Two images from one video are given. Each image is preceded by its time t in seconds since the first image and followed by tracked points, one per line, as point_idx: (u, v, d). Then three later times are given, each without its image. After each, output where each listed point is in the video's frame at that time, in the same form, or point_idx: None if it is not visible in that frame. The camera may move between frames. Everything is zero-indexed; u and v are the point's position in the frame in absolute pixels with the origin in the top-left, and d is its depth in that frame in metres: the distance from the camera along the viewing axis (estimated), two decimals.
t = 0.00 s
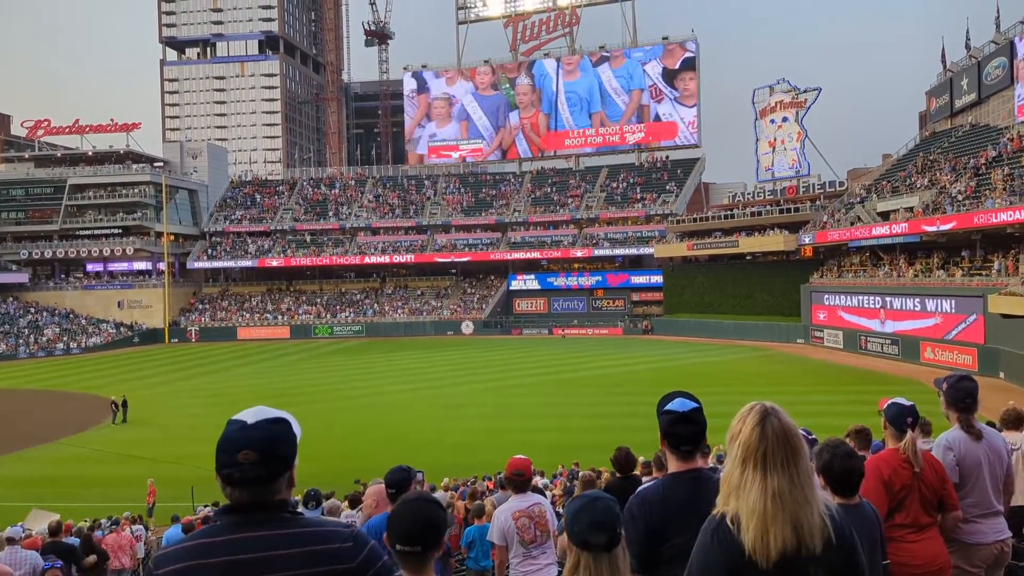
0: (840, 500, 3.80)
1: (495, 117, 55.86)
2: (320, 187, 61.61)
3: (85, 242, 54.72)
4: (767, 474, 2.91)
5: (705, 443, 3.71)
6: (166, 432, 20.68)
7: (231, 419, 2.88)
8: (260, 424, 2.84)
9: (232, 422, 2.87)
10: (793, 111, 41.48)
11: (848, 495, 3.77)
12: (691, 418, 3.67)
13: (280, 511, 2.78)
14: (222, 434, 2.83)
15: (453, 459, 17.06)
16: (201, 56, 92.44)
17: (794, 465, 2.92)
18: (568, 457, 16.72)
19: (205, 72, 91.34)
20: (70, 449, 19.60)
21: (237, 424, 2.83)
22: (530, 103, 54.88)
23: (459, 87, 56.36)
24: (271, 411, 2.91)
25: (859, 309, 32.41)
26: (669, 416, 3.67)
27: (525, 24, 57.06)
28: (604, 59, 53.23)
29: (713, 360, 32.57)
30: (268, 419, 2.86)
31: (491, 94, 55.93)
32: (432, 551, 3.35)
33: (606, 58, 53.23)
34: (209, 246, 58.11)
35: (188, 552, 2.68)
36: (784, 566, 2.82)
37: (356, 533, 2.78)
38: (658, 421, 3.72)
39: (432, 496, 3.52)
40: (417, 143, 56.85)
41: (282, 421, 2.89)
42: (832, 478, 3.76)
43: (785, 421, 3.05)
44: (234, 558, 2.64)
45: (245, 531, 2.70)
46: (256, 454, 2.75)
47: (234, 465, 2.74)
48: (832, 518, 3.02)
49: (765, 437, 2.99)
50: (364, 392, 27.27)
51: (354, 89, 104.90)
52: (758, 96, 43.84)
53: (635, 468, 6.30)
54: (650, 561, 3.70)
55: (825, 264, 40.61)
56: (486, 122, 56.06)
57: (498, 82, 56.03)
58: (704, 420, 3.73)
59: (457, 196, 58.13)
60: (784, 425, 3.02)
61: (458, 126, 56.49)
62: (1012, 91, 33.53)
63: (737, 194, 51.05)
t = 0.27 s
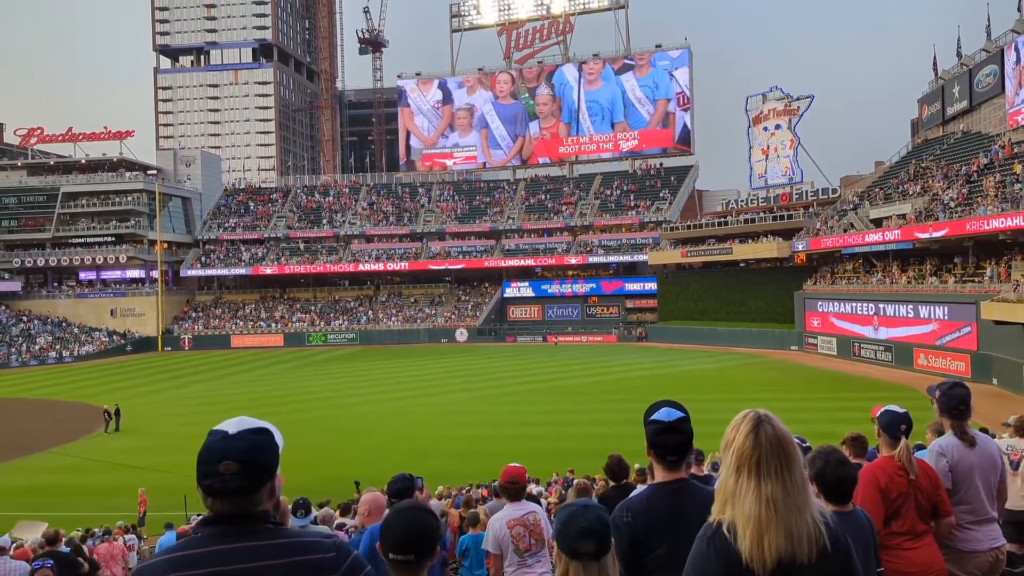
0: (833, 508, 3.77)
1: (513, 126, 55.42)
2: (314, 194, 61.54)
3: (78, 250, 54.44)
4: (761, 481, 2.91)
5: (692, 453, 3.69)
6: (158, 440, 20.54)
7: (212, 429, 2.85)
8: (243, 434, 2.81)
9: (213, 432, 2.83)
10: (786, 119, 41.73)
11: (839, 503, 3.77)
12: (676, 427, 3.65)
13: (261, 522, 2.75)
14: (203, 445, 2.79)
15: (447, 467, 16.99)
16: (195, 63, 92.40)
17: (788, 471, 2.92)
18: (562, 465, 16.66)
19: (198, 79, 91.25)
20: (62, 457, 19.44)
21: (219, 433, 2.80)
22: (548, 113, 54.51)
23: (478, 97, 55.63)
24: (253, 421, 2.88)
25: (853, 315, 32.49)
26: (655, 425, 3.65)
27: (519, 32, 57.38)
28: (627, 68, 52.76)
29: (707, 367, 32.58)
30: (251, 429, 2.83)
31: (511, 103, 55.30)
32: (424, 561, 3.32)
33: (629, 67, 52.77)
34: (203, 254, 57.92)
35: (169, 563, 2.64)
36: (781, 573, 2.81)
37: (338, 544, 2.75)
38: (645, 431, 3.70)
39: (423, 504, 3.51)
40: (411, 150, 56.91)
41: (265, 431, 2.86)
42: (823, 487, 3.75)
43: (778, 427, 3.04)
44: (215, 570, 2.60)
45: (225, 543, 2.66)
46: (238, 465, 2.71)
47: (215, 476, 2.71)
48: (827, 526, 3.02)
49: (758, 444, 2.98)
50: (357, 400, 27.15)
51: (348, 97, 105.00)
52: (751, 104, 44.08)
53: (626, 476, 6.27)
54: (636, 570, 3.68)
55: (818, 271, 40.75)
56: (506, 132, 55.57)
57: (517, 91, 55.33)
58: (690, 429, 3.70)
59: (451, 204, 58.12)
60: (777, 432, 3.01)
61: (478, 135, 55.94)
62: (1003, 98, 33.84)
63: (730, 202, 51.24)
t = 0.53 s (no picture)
0: (827, 515, 3.76)
1: (527, 132, 55.20)
2: (308, 202, 61.51)
3: (71, 258, 54.20)
4: (754, 486, 2.90)
5: (685, 460, 3.68)
6: (151, 449, 20.40)
7: (195, 438, 2.83)
8: (226, 443, 2.79)
9: (197, 441, 2.81)
10: (779, 126, 41.96)
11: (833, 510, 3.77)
12: (668, 436, 3.65)
13: (246, 530, 2.72)
14: (187, 454, 2.78)
15: (441, 475, 16.93)
16: (189, 71, 92.32)
17: (781, 476, 2.91)
18: (557, 472, 16.63)
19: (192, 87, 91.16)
20: (53, 466, 19.29)
21: (203, 442, 2.78)
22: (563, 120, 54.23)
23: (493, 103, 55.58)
24: (237, 429, 2.86)
25: (847, 322, 32.58)
26: (648, 434, 3.65)
27: (513, 40, 57.33)
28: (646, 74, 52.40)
29: (702, 374, 32.60)
30: (235, 437, 2.81)
31: (526, 108, 55.13)
32: (417, 570, 3.31)
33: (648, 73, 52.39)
34: (196, 262, 57.75)
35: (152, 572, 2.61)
36: None
37: (323, 551, 2.72)
38: (638, 439, 3.70)
39: (417, 513, 3.51)
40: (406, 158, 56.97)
41: (249, 439, 2.84)
42: (816, 493, 3.75)
43: (771, 433, 3.03)
44: None
45: (208, 552, 2.63)
46: (222, 472, 2.70)
47: (199, 484, 2.68)
48: (820, 530, 3.02)
49: (752, 449, 2.97)
50: (351, 407, 27.04)
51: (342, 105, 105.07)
52: (744, 111, 44.29)
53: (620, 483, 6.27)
54: None
55: (812, 278, 40.89)
56: (521, 137, 55.42)
57: (531, 96, 55.12)
58: (684, 437, 3.70)
59: (445, 211, 58.12)
60: (770, 437, 3.01)
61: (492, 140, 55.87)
62: (994, 106, 34.10)
63: (724, 208, 51.40)
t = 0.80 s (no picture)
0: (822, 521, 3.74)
1: (542, 136, 55.06)
2: (303, 209, 61.48)
3: (65, 265, 53.97)
4: (751, 493, 2.89)
5: (689, 465, 3.66)
6: (144, 456, 20.27)
7: (184, 444, 2.81)
8: (215, 448, 2.77)
9: (186, 446, 2.79)
10: (773, 133, 42.16)
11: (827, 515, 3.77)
12: (673, 440, 3.64)
13: (236, 536, 2.71)
14: (175, 459, 2.75)
15: (437, 482, 16.87)
16: (183, 78, 92.23)
17: (777, 482, 2.90)
18: (553, 478, 16.58)
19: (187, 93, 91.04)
20: (47, 474, 19.15)
21: (191, 448, 2.76)
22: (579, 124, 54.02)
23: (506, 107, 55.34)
24: (226, 434, 2.85)
25: (840, 328, 32.68)
26: (653, 438, 3.64)
27: (507, 47, 57.52)
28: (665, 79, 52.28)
29: (696, 380, 32.61)
30: (224, 442, 2.79)
31: (540, 113, 55.06)
32: None
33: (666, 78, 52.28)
34: (191, 268, 57.60)
35: None
36: None
37: (313, 558, 2.69)
38: (642, 443, 3.69)
39: (412, 519, 3.56)
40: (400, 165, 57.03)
41: (238, 445, 2.82)
42: (809, 498, 3.75)
43: (766, 438, 3.04)
44: None
45: (194, 558, 2.60)
46: (210, 478, 2.68)
47: (187, 490, 2.66)
48: (817, 537, 3.02)
49: (748, 455, 2.96)
50: (346, 414, 26.93)
51: (337, 111, 105.10)
52: (738, 118, 44.47)
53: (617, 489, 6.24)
54: None
55: (806, 285, 41.00)
56: (535, 142, 55.31)
57: (545, 100, 54.99)
58: (687, 440, 3.69)
59: (440, 218, 58.09)
60: (767, 443, 3.00)
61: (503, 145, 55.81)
62: (987, 112, 34.31)
63: (718, 215, 51.54)
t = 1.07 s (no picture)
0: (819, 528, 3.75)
1: (566, 140, 54.48)
2: (300, 215, 61.50)
3: (61, 271, 53.86)
4: (750, 499, 2.89)
5: (698, 472, 3.65)
6: (140, 463, 20.19)
7: (181, 451, 2.80)
8: (212, 455, 2.76)
9: (183, 454, 2.78)
10: (769, 140, 42.36)
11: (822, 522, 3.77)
12: (683, 445, 3.63)
13: (232, 543, 2.69)
14: (172, 466, 2.74)
15: (433, 489, 16.82)
16: (180, 84, 92.28)
17: (776, 489, 2.90)
18: (550, 485, 16.56)
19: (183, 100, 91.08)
20: (42, 481, 19.05)
21: (188, 456, 2.74)
22: (614, 125, 53.27)
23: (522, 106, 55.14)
24: (222, 441, 2.83)
25: (837, 335, 32.74)
26: (662, 443, 3.63)
27: (504, 54, 57.75)
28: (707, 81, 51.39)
29: (693, 387, 32.61)
30: (219, 450, 2.78)
31: (560, 117, 54.57)
32: None
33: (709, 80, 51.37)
34: (187, 275, 57.50)
35: None
36: None
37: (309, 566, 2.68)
38: (651, 449, 3.68)
39: (412, 530, 3.66)
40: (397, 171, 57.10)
41: (235, 451, 2.81)
42: (803, 505, 3.74)
43: (765, 445, 3.03)
44: None
45: (191, 567, 2.58)
46: (207, 486, 2.66)
47: (184, 497, 2.65)
48: (815, 546, 3.02)
49: (747, 462, 2.96)
50: (341, 421, 26.84)
51: (334, 118, 105.27)
52: (734, 125, 44.65)
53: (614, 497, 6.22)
54: None
55: (802, 291, 41.07)
56: (556, 145, 54.74)
57: (570, 99, 54.43)
58: (697, 446, 3.68)
59: (437, 224, 58.12)
60: (766, 450, 3.00)
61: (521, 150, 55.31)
62: (983, 120, 34.51)
63: (715, 222, 51.64)
